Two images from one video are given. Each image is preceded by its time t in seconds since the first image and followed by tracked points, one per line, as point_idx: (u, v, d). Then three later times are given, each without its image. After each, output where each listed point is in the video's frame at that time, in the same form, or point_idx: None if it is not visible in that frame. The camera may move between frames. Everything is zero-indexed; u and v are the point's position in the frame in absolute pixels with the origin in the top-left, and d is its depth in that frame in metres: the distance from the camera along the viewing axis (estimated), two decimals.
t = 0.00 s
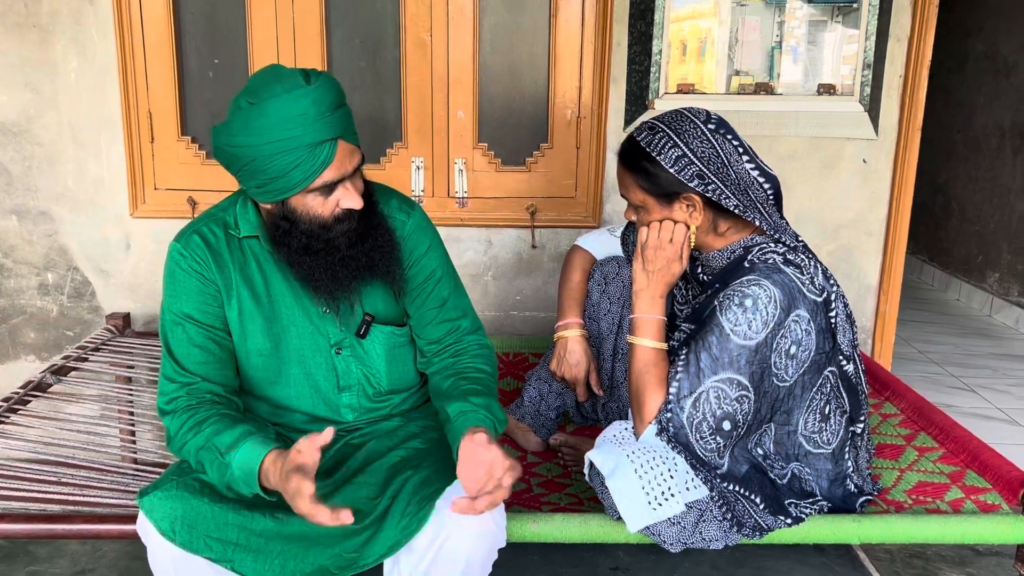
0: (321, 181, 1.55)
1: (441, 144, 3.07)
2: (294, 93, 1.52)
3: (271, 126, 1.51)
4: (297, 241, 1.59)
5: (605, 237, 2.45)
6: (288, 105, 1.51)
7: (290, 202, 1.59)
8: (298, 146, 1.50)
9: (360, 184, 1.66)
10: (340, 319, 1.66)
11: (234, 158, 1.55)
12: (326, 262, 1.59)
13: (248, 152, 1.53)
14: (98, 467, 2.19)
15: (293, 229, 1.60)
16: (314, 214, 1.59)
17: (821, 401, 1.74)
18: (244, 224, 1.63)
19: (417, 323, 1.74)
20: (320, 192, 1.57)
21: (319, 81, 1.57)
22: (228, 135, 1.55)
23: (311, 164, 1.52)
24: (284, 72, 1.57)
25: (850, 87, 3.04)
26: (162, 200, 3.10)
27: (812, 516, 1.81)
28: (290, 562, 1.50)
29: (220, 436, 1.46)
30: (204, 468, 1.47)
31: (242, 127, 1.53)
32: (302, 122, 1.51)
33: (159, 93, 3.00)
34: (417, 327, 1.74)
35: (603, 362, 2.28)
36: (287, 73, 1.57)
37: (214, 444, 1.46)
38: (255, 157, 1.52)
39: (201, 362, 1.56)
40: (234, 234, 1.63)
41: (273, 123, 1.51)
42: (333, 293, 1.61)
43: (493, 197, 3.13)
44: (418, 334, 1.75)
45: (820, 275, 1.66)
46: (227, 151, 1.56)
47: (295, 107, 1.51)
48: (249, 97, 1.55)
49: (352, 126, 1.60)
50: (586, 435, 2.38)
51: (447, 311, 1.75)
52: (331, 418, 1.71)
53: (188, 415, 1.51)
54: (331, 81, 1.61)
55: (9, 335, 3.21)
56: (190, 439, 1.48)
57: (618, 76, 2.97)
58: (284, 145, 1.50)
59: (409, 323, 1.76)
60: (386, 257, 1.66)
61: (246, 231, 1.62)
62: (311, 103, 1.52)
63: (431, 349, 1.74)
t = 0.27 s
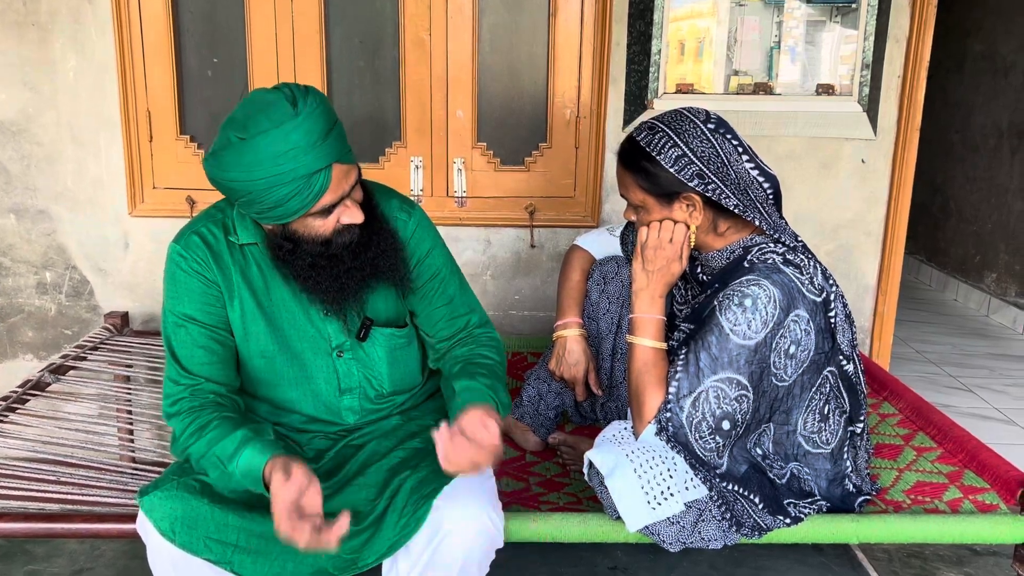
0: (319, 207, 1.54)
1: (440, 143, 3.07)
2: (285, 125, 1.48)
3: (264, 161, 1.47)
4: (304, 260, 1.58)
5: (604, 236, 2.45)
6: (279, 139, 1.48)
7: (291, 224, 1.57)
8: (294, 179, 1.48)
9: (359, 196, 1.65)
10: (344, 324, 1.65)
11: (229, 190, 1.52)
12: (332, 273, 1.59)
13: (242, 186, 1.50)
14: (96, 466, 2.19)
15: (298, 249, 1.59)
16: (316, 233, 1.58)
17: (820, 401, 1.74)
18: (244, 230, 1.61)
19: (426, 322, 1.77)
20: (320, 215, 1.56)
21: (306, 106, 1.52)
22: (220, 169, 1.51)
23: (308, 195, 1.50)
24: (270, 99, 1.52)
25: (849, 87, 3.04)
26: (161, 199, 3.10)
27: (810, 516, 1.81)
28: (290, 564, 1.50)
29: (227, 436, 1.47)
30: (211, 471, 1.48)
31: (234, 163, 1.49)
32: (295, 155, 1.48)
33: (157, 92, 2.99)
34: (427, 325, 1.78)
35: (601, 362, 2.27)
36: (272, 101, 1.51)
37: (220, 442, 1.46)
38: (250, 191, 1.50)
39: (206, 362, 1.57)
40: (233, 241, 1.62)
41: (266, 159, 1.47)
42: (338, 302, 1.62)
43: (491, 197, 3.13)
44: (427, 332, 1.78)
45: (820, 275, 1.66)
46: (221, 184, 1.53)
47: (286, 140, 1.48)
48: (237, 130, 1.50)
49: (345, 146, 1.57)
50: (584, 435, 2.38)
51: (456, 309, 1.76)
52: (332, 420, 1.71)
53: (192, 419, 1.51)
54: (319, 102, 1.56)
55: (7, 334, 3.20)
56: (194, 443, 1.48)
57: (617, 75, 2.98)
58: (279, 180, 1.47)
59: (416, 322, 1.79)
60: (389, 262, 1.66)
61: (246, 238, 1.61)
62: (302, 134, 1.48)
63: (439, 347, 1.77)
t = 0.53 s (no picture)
0: (308, 200, 1.52)
1: (439, 142, 3.07)
2: (271, 114, 1.48)
3: (250, 152, 1.47)
4: (294, 257, 1.58)
5: (603, 236, 2.46)
6: (265, 129, 1.47)
7: (279, 220, 1.56)
8: (279, 170, 1.47)
9: (349, 191, 1.62)
10: (339, 323, 1.65)
11: (217, 184, 1.52)
12: (324, 272, 1.58)
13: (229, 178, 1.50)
14: (95, 465, 2.19)
15: (287, 246, 1.58)
16: (304, 231, 1.56)
17: (819, 401, 1.74)
18: (237, 229, 1.60)
19: (428, 315, 1.79)
20: (309, 208, 1.54)
21: (295, 98, 1.52)
22: (207, 161, 1.52)
23: (293, 186, 1.49)
24: (259, 91, 1.52)
25: (847, 87, 3.05)
26: (159, 198, 3.10)
27: (809, 516, 1.81)
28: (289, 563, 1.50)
29: (230, 426, 1.49)
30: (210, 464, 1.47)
31: (221, 154, 1.49)
32: (281, 145, 1.47)
33: (156, 91, 2.99)
34: (427, 320, 1.80)
35: (600, 361, 2.27)
36: (260, 93, 1.52)
37: (223, 433, 1.48)
38: (237, 183, 1.49)
39: (196, 363, 1.56)
40: (228, 242, 1.61)
41: (251, 148, 1.47)
42: (330, 301, 1.61)
43: (490, 197, 3.13)
44: (428, 327, 1.80)
45: (819, 275, 1.67)
46: (209, 178, 1.53)
47: (272, 129, 1.47)
48: (225, 122, 1.51)
49: (335, 139, 1.55)
50: (583, 434, 2.38)
51: (459, 302, 1.78)
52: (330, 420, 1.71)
53: (188, 415, 1.51)
54: (309, 95, 1.56)
55: (5, 333, 3.20)
56: (193, 436, 1.49)
57: (615, 75, 2.98)
58: (264, 169, 1.47)
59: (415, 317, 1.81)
60: (383, 261, 1.65)
61: (239, 239, 1.60)
62: (287, 123, 1.48)
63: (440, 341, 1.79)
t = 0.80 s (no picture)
0: (302, 181, 1.53)
1: (438, 142, 3.07)
2: (263, 95, 1.50)
3: (243, 133, 1.48)
4: (286, 245, 1.58)
5: (601, 236, 2.47)
6: (257, 109, 1.49)
7: (273, 206, 1.58)
8: (272, 148, 1.48)
9: (342, 180, 1.64)
10: (332, 317, 1.65)
11: (210, 169, 1.53)
12: (318, 262, 1.58)
13: (222, 161, 1.50)
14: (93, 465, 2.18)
15: (280, 233, 1.58)
16: (299, 217, 1.58)
17: (817, 401, 1.74)
18: (230, 224, 1.61)
19: (422, 314, 1.77)
20: (302, 193, 1.55)
21: (287, 81, 1.54)
22: (200, 146, 1.53)
23: (287, 166, 1.50)
24: (251, 75, 1.54)
25: (845, 88, 3.05)
26: (157, 198, 3.10)
27: (807, 516, 1.81)
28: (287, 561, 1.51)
29: (237, 433, 1.48)
30: (213, 468, 1.47)
31: (213, 137, 1.51)
32: (273, 124, 1.49)
33: (154, 90, 2.99)
34: (421, 318, 1.78)
35: (598, 362, 2.26)
36: (253, 76, 1.54)
37: (229, 440, 1.47)
38: (229, 165, 1.50)
39: (197, 360, 1.56)
40: (222, 239, 1.61)
41: (245, 129, 1.49)
42: (325, 292, 1.61)
43: (488, 197, 3.13)
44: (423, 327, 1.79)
45: (817, 275, 1.67)
46: (201, 162, 1.53)
47: (264, 108, 1.49)
48: (218, 105, 1.53)
49: (327, 121, 1.57)
50: (581, 434, 2.37)
51: (451, 295, 1.77)
52: (327, 418, 1.71)
53: (194, 415, 1.51)
54: (301, 80, 1.58)
55: (3, 333, 3.20)
56: (198, 439, 1.49)
57: (614, 75, 2.98)
58: (258, 149, 1.48)
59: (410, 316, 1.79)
60: (377, 252, 1.65)
61: (232, 235, 1.60)
62: (281, 103, 1.50)
63: (436, 339, 1.77)
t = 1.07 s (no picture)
0: (311, 188, 1.54)
1: (436, 142, 3.07)
2: (272, 104, 1.49)
3: (252, 143, 1.48)
4: (295, 249, 1.57)
5: (599, 236, 2.46)
6: (265, 118, 1.48)
7: (280, 212, 1.57)
8: (284, 158, 1.48)
9: (348, 182, 1.64)
10: (335, 318, 1.65)
11: (217, 177, 1.52)
12: (327, 263, 1.58)
13: (231, 170, 1.49)
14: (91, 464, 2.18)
15: (288, 239, 1.58)
16: (307, 221, 1.58)
17: (814, 401, 1.75)
18: (231, 226, 1.60)
19: (415, 312, 1.75)
20: (310, 198, 1.55)
21: (293, 87, 1.54)
22: (206, 154, 1.51)
23: (297, 175, 1.50)
24: (256, 81, 1.53)
25: (843, 88, 3.06)
26: (155, 198, 3.09)
27: (805, 515, 1.81)
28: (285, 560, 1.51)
29: (237, 434, 1.48)
30: (212, 469, 1.48)
31: (221, 146, 1.49)
32: (284, 133, 1.48)
33: (153, 89, 2.99)
34: (416, 316, 1.76)
35: (596, 361, 2.28)
36: (259, 83, 1.52)
37: (229, 441, 1.47)
38: (239, 174, 1.49)
39: (197, 362, 1.56)
40: (226, 240, 1.61)
41: (255, 139, 1.48)
42: (334, 293, 1.61)
43: (486, 196, 3.13)
44: (417, 323, 1.76)
45: (815, 275, 1.67)
46: (208, 170, 1.52)
47: (273, 118, 1.48)
48: (225, 113, 1.51)
49: (333, 127, 1.58)
50: (579, 434, 2.37)
51: (444, 293, 1.75)
52: (326, 419, 1.70)
53: (193, 416, 1.51)
54: (305, 85, 1.58)
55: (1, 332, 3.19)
56: (198, 440, 1.49)
57: (612, 75, 2.99)
58: (268, 158, 1.47)
59: (407, 313, 1.77)
60: (382, 251, 1.65)
61: (237, 238, 1.60)
62: (290, 112, 1.49)
63: (429, 340, 1.76)
